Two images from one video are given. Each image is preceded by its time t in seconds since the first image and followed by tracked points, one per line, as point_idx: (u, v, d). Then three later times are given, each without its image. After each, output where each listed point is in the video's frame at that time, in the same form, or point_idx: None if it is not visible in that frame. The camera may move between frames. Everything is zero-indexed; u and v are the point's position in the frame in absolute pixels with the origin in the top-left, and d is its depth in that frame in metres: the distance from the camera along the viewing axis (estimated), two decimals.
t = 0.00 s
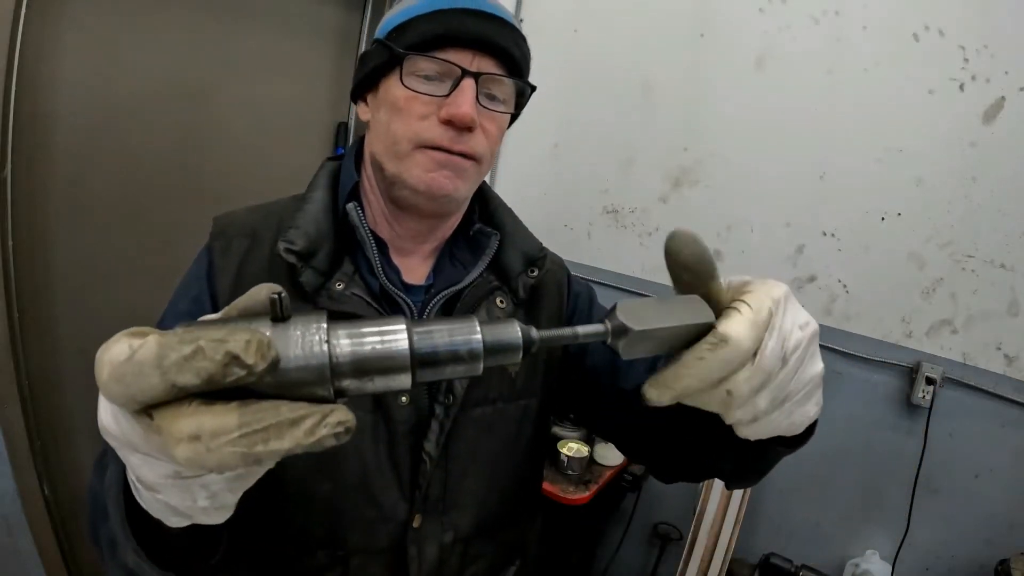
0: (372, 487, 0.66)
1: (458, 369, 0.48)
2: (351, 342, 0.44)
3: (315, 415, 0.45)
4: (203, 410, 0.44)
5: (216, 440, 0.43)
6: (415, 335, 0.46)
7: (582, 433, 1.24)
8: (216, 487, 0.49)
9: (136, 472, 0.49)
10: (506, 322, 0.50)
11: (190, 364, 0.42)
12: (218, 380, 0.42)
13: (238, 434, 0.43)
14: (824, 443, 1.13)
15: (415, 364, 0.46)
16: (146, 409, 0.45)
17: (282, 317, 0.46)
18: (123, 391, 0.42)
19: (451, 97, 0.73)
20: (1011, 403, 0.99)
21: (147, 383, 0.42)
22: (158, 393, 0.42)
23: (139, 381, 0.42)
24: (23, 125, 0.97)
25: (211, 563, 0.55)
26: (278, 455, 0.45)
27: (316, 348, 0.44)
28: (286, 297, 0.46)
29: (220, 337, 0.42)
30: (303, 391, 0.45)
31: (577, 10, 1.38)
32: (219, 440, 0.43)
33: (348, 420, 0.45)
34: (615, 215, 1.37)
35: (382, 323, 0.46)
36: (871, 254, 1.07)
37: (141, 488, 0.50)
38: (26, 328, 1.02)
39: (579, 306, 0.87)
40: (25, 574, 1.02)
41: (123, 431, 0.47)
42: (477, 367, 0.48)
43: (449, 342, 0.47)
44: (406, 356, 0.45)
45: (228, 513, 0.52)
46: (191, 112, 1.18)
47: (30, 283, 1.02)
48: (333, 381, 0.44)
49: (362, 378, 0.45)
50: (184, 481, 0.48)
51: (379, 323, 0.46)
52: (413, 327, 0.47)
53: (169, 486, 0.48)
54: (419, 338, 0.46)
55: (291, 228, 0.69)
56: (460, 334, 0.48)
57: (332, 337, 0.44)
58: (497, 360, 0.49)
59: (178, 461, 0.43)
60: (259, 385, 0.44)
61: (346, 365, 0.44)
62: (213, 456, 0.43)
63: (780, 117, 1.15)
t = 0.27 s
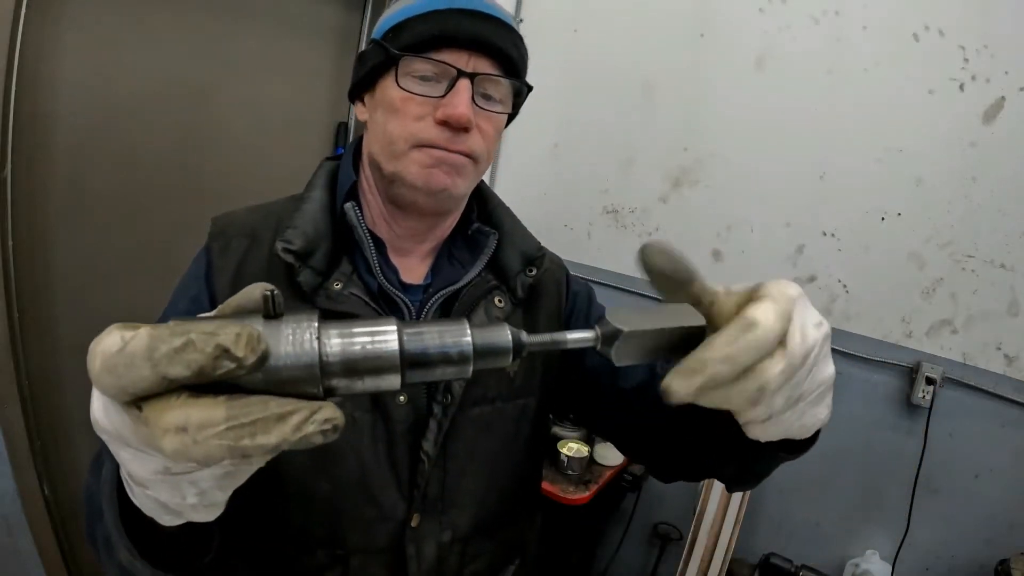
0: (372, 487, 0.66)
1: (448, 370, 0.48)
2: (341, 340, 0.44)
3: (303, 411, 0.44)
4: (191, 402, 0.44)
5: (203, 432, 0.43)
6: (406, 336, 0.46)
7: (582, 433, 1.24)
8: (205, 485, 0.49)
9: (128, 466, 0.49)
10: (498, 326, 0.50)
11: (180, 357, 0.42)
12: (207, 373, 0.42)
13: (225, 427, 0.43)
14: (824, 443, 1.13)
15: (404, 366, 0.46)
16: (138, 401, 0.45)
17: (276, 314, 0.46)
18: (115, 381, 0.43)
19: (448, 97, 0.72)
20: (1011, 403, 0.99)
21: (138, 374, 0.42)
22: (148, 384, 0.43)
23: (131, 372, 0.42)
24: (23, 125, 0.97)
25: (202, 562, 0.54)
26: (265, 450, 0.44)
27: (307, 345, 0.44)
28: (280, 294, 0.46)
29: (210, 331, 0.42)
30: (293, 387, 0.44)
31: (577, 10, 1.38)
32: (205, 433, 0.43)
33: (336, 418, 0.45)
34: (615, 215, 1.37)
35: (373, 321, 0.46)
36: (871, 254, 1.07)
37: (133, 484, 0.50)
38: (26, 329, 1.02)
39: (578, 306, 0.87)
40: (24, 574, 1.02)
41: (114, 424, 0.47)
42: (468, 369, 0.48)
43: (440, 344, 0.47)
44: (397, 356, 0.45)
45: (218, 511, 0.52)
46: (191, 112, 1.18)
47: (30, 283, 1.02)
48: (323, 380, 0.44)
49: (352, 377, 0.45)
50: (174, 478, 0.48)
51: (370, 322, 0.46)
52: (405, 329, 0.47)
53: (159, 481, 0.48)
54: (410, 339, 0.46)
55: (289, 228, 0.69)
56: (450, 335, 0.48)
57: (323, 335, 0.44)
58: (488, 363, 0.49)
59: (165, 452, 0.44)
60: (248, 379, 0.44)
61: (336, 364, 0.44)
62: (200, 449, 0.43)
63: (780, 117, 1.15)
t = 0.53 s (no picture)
0: (372, 487, 0.66)
1: (453, 368, 0.48)
2: (343, 341, 0.44)
3: (306, 416, 0.45)
4: (191, 412, 0.44)
5: (204, 442, 0.43)
6: (407, 334, 0.46)
7: (582, 433, 1.24)
8: (210, 493, 0.49)
9: (129, 478, 0.49)
10: (501, 321, 0.50)
11: (179, 366, 0.42)
12: (206, 381, 0.42)
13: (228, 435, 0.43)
14: (824, 443, 1.13)
15: (409, 365, 0.46)
16: (135, 413, 0.45)
17: (275, 318, 0.46)
18: (111, 394, 0.42)
19: (448, 96, 0.73)
20: (1011, 403, 0.98)
21: (136, 386, 0.42)
22: (147, 395, 0.43)
23: (128, 385, 0.42)
24: (23, 125, 0.97)
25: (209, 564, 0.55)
26: (268, 457, 0.44)
27: (309, 348, 0.44)
28: (278, 297, 0.46)
29: (208, 338, 0.43)
30: (295, 393, 0.45)
31: (577, 10, 1.38)
32: (207, 442, 0.43)
33: (340, 422, 0.45)
34: (615, 215, 1.37)
35: (374, 322, 0.46)
36: (871, 254, 1.07)
37: (135, 495, 0.50)
38: (26, 329, 1.02)
39: (577, 306, 0.87)
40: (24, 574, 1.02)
41: (113, 436, 0.47)
42: (472, 366, 0.48)
43: (442, 342, 0.47)
44: (399, 355, 0.45)
45: (223, 518, 0.52)
46: (191, 112, 1.18)
47: (31, 283, 1.02)
48: (327, 383, 0.44)
49: (355, 378, 0.45)
50: (177, 488, 0.48)
51: (371, 323, 0.46)
52: (405, 327, 0.47)
53: (162, 492, 0.48)
54: (412, 338, 0.46)
55: (289, 229, 0.69)
56: (453, 333, 0.48)
57: (324, 336, 0.44)
58: (492, 359, 0.49)
59: (168, 463, 0.43)
60: (248, 386, 0.44)
61: (339, 366, 0.44)
62: (202, 460, 0.44)
63: (780, 117, 1.15)
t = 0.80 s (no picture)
0: (372, 488, 0.66)
1: (456, 367, 0.48)
2: (345, 344, 0.45)
3: (310, 422, 0.45)
4: (194, 424, 0.44)
5: (210, 453, 0.43)
6: (409, 334, 0.46)
7: (582, 433, 1.24)
8: (216, 500, 0.49)
9: (135, 488, 0.48)
10: (501, 322, 0.51)
11: (181, 378, 0.42)
12: (211, 392, 0.43)
13: (233, 445, 0.43)
14: (824, 443, 1.13)
15: (411, 365, 0.46)
16: (138, 426, 0.45)
17: (275, 325, 0.46)
18: (114, 409, 0.42)
19: (450, 97, 0.73)
20: (1011, 403, 0.98)
21: (139, 400, 0.42)
22: (152, 409, 0.42)
23: (131, 399, 0.42)
24: (23, 125, 0.96)
25: (214, 567, 0.55)
26: (274, 464, 0.45)
27: (311, 353, 0.44)
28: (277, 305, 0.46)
29: (210, 349, 0.43)
30: (297, 398, 0.45)
31: (578, 10, 1.38)
32: (213, 452, 0.43)
33: (344, 426, 0.45)
34: (615, 215, 1.37)
35: (375, 326, 0.47)
36: (871, 254, 1.08)
37: (142, 505, 0.49)
38: (26, 329, 1.02)
39: (578, 306, 0.87)
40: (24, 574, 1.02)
41: (117, 450, 0.47)
42: (474, 365, 0.49)
43: (445, 342, 0.47)
44: (403, 356, 0.45)
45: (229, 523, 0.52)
46: (190, 112, 1.18)
47: (31, 284, 1.02)
48: (330, 387, 0.44)
49: (358, 381, 0.45)
50: (183, 496, 0.48)
51: (372, 326, 0.47)
52: (407, 328, 0.47)
53: (168, 500, 0.48)
54: (414, 339, 0.47)
55: (289, 229, 0.69)
56: (455, 333, 0.48)
57: (327, 341, 0.45)
58: (492, 358, 0.50)
59: (173, 476, 0.43)
60: (252, 395, 0.44)
61: (341, 369, 0.44)
62: (208, 472, 0.43)
63: (780, 117, 1.15)
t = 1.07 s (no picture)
0: (372, 488, 0.66)
1: (456, 370, 0.48)
2: (348, 336, 0.45)
3: (307, 410, 0.44)
4: (193, 403, 0.44)
5: (205, 433, 0.43)
6: (412, 336, 0.46)
7: (582, 433, 1.24)
8: (214, 490, 0.50)
9: (135, 473, 0.49)
10: (505, 325, 0.51)
11: (183, 356, 0.42)
12: (211, 370, 0.43)
13: (228, 427, 0.43)
14: (824, 443, 1.13)
15: (412, 366, 0.46)
16: (139, 404, 0.45)
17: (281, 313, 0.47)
18: (118, 385, 0.43)
19: (451, 97, 0.73)
20: (1012, 403, 0.98)
21: (140, 377, 0.42)
22: (152, 386, 0.43)
23: (133, 375, 0.42)
24: (23, 125, 0.97)
25: (215, 565, 0.55)
26: (268, 450, 0.44)
27: (314, 344, 0.44)
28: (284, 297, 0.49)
29: (215, 328, 0.43)
30: (297, 387, 0.45)
31: (578, 10, 1.38)
32: (208, 433, 0.43)
33: (341, 416, 0.45)
34: (615, 215, 1.37)
35: (379, 322, 0.47)
36: (871, 254, 1.07)
37: (140, 490, 0.50)
38: (25, 329, 1.02)
39: (579, 307, 0.87)
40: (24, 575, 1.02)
41: (120, 430, 0.47)
42: (476, 368, 0.48)
43: (447, 344, 0.47)
44: (406, 355, 0.45)
45: (228, 516, 0.52)
46: (191, 112, 1.18)
47: (31, 284, 1.02)
48: (331, 382, 0.44)
49: (359, 378, 0.45)
50: (181, 484, 0.48)
51: (375, 322, 0.47)
52: (409, 328, 0.47)
53: (167, 488, 0.48)
54: (417, 338, 0.46)
55: (290, 229, 0.69)
56: (458, 335, 0.48)
57: (329, 336, 0.45)
58: (494, 363, 0.49)
59: (168, 455, 0.43)
60: (251, 380, 0.44)
61: (343, 365, 0.44)
62: (201, 451, 0.43)
63: (779, 117, 1.15)
